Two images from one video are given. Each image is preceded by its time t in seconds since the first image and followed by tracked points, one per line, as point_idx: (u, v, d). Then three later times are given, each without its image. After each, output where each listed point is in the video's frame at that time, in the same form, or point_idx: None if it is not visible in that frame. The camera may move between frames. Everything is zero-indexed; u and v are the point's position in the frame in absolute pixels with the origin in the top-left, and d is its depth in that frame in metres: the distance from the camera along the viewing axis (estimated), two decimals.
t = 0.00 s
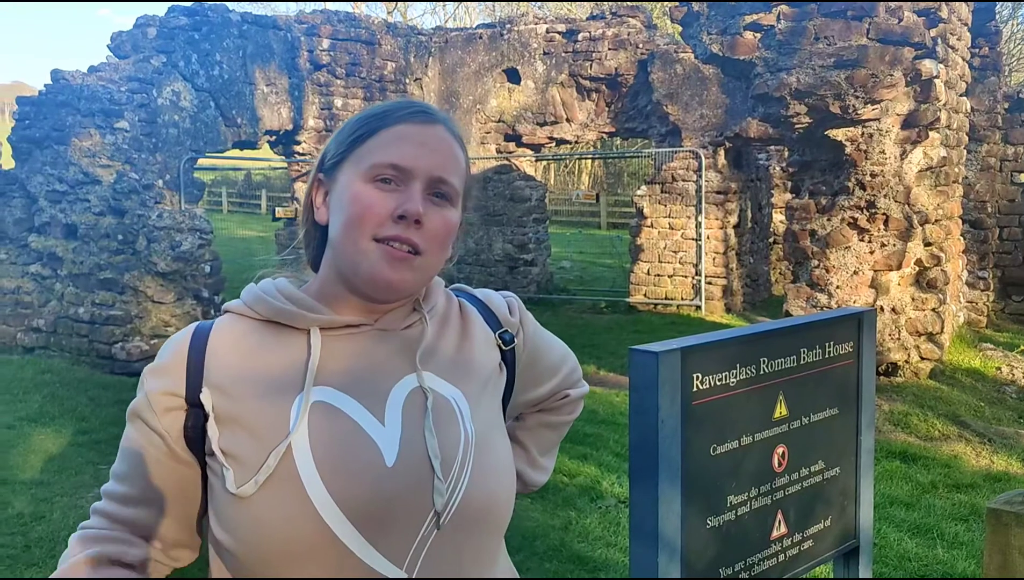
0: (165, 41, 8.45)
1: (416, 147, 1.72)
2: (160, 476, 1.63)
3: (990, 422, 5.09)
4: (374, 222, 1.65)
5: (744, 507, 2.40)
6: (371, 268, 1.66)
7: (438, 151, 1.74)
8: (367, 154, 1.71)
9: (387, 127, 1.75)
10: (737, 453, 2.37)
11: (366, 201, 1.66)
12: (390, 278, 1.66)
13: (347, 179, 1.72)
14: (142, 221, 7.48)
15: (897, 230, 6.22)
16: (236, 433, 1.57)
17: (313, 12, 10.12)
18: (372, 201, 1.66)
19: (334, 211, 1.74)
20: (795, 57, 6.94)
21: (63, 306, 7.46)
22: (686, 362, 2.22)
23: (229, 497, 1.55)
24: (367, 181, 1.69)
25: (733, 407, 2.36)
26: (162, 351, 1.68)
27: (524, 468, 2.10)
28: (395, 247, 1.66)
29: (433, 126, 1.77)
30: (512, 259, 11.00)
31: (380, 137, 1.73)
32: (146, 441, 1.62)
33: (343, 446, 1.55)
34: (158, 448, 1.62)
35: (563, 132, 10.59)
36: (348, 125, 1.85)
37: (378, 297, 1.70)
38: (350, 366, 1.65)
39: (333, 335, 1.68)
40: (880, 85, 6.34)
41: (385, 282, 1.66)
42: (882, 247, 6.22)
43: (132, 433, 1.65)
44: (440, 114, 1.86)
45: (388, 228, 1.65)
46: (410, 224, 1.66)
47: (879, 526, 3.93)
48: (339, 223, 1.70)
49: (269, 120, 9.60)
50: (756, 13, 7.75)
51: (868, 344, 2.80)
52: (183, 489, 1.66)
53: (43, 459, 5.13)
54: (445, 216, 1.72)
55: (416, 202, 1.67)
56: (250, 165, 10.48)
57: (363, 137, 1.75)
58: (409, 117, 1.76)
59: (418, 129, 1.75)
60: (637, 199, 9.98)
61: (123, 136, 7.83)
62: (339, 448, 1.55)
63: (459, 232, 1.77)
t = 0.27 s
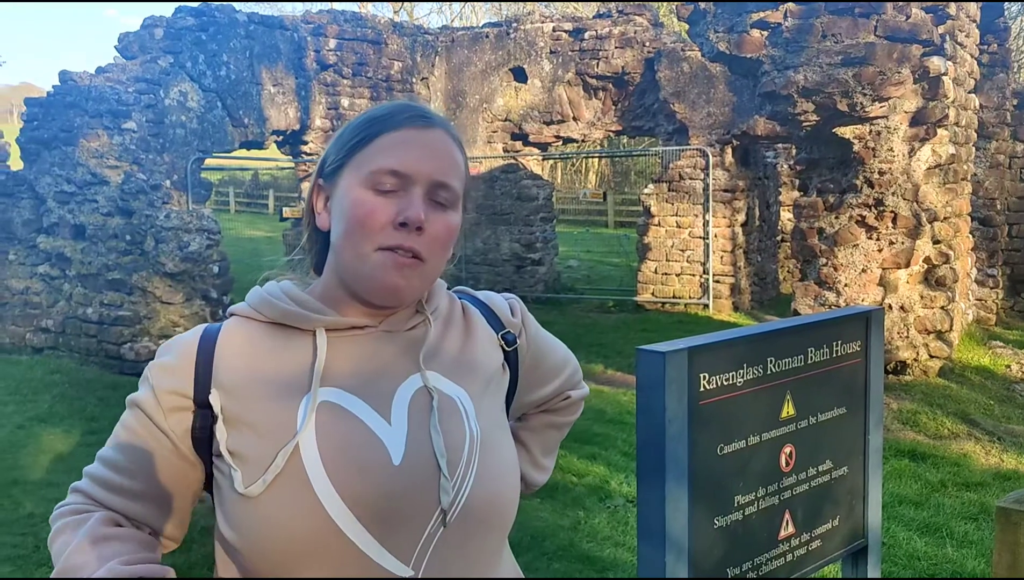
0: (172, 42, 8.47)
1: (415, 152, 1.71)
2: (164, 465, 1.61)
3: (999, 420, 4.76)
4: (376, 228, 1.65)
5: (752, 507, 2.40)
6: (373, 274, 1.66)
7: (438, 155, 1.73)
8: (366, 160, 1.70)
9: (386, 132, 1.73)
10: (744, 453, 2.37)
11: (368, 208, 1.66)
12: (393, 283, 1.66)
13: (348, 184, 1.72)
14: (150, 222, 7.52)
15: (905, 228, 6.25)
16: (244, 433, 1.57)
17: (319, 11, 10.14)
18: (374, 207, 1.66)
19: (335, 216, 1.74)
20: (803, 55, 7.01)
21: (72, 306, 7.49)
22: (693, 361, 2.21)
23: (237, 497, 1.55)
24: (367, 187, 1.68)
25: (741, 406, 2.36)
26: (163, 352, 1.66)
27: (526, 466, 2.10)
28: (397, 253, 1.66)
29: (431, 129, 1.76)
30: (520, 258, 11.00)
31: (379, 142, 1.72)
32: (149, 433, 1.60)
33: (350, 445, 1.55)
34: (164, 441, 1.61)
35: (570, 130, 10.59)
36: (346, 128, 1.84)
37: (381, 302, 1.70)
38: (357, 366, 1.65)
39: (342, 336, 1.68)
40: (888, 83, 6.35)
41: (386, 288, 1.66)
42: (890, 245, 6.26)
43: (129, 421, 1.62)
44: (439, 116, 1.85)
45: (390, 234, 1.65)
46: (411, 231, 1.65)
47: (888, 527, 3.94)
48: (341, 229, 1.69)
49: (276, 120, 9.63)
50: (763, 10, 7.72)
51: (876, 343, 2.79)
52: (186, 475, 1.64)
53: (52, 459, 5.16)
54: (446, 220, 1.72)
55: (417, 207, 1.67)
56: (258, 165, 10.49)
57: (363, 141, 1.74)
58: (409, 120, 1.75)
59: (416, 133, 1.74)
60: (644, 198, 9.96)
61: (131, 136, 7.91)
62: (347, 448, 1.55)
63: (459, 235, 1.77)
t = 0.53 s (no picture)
0: (180, 42, 8.49)
1: (434, 156, 1.72)
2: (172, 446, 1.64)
3: (1009, 417, 4.78)
4: (400, 233, 1.67)
5: (761, 504, 2.40)
6: (397, 278, 1.67)
7: (456, 157, 1.74)
8: (386, 163, 1.71)
9: (404, 135, 1.74)
10: (754, 451, 2.37)
11: (391, 212, 1.67)
12: (417, 286, 1.68)
13: (367, 188, 1.72)
14: (158, 220, 7.50)
15: (913, 226, 6.19)
16: (265, 425, 1.59)
17: (326, 10, 10.13)
18: (397, 211, 1.67)
19: (354, 219, 1.74)
20: (810, 52, 6.98)
21: (80, 305, 7.52)
22: (701, 360, 2.22)
23: (257, 488, 1.55)
24: (389, 190, 1.69)
25: (750, 404, 2.36)
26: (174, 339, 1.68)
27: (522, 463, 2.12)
28: (421, 256, 1.68)
29: (448, 131, 1.76)
30: (526, 256, 11.00)
31: (398, 145, 1.72)
32: (160, 414, 1.62)
33: (367, 438, 1.57)
34: (175, 423, 1.63)
35: (576, 128, 10.60)
36: (360, 129, 1.83)
37: (402, 303, 1.72)
38: (372, 362, 1.67)
39: (361, 332, 1.70)
40: (896, 80, 6.32)
41: (409, 289, 1.68)
42: (898, 243, 6.20)
43: (136, 400, 1.64)
44: (453, 117, 1.86)
45: (413, 237, 1.67)
46: (434, 233, 1.67)
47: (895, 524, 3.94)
48: (362, 233, 1.70)
49: (283, 118, 9.66)
50: (770, 7, 7.72)
51: (885, 341, 2.78)
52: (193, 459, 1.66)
53: (61, 457, 5.19)
54: (464, 222, 1.74)
55: (440, 211, 1.69)
56: (265, 163, 10.51)
57: (380, 145, 1.73)
58: (425, 123, 1.76)
59: (435, 136, 1.74)
60: (651, 195, 9.94)
61: (138, 136, 7.91)
62: (368, 440, 1.57)
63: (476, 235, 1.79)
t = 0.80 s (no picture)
0: (186, 40, 8.50)
1: (442, 154, 1.72)
2: (189, 453, 1.63)
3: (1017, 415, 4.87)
4: (408, 232, 1.68)
5: (767, 502, 2.40)
6: (406, 277, 1.69)
7: (464, 156, 1.74)
8: (394, 162, 1.71)
9: (412, 134, 1.74)
10: (761, 448, 2.37)
11: (399, 212, 1.68)
12: (425, 286, 1.70)
13: (376, 187, 1.72)
14: (165, 219, 7.53)
15: (920, 223, 6.17)
16: (281, 419, 1.60)
17: (332, 8, 10.11)
18: (405, 211, 1.68)
19: (363, 219, 1.75)
20: (817, 49, 6.94)
21: (87, 303, 7.53)
22: (708, 357, 2.21)
23: (277, 481, 1.57)
24: (397, 190, 1.70)
25: (757, 402, 2.36)
26: (187, 341, 1.68)
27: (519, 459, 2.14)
28: (429, 255, 1.69)
29: (455, 130, 1.76)
30: (532, 254, 11.00)
31: (406, 145, 1.72)
32: (176, 419, 1.62)
33: (383, 432, 1.59)
34: (190, 428, 1.63)
35: (582, 126, 10.59)
36: (367, 128, 1.83)
37: (410, 301, 1.73)
38: (385, 358, 1.69)
39: (374, 328, 1.72)
40: (903, 77, 6.29)
41: (419, 288, 1.70)
42: (905, 240, 6.18)
43: (152, 413, 1.64)
44: (459, 114, 1.85)
45: (422, 237, 1.68)
46: (442, 233, 1.68)
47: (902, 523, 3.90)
48: (371, 232, 1.71)
49: (289, 117, 9.68)
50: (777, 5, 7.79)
51: (893, 339, 2.78)
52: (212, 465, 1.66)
53: (68, 455, 5.20)
54: (472, 221, 1.75)
55: (447, 209, 1.69)
56: (271, 161, 10.52)
57: (388, 144, 1.73)
58: (433, 122, 1.75)
59: (442, 135, 1.74)
60: (656, 193, 9.91)
61: (145, 134, 7.96)
62: (385, 435, 1.59)
63: (484, 233, 1.80)
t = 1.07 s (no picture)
0: (192, 38, 8.49)
1: (447, 151, 1.71)
2: (206, 452, 1.60)
3: None
4: (415, 229, 1.68)
5: (774, 499, 2.39)
6: (414, 274, 1.70)
7: (469, 152, 1.74)
8: (400, 160, 1.71)
9: (416, 131, 1.73)
10: (767, 445, 2.37)
11: (406, 209, 1.68)
12: (433, 281, 1.71)
13: (382, 184, 1.72)
14: (170, 217, 7.53)
15: (927, 222, 6.15)
16: (296, 412, 1.60)
17: (337, 6, 10.13)
18: (412, 208, 1.69)
19: (369, 216, 1.75)
20: (824, 47, 6.82)
21: (93, 300, 7.55)
22: (714, 354, 2.21)
23: (293, 473, 1.57)
24: (403, 188, 1.70)
25: (765, 398, 2.36)
26: (200, 334, 1.67)
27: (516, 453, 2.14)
28: (437, 251, 1.70)
29: (459, 125, 1.76)
30: (537, 252, 11.00)
31: (411, 142, 1.72)
32: (192, 418, 1.59)
33: (398, 425, 1.60)
34: (208, 423, 1.60)
35: (587, 124, 10.60)
36: (372, 124, 1.83)
37: (420, 296, 1.74)
38: (396, 352, 1.70)
39: (384, 322, 1.73)
40: (910, 75, 6.27)
41: (428, 284, 1.71)
42: (911, 239, 6.16)
43: (167, 416, 1.60)
44: (462, 108, 1.84)
45: (429, 234, 1.69)
46: (449, 229, 1.69)
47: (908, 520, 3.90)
48: (378, 229, 1.72)
49: (294, 114, 9.69)
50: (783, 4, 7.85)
51: (899, 336, 2.78)
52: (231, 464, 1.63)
53: (74, 452, 5.21)
54: (478, 215, 1.75)
55: (454, 206, 1.69)
56: (276, 159, 10.53)
57: (393, 141, 1.73)
58: (438, 118, 1.75)
59: (446, 131, 1.74)
60: (661, 192, 9.93)
61: (151, 132, 7.98)
62: (401, 427, 1.60)
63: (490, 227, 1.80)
